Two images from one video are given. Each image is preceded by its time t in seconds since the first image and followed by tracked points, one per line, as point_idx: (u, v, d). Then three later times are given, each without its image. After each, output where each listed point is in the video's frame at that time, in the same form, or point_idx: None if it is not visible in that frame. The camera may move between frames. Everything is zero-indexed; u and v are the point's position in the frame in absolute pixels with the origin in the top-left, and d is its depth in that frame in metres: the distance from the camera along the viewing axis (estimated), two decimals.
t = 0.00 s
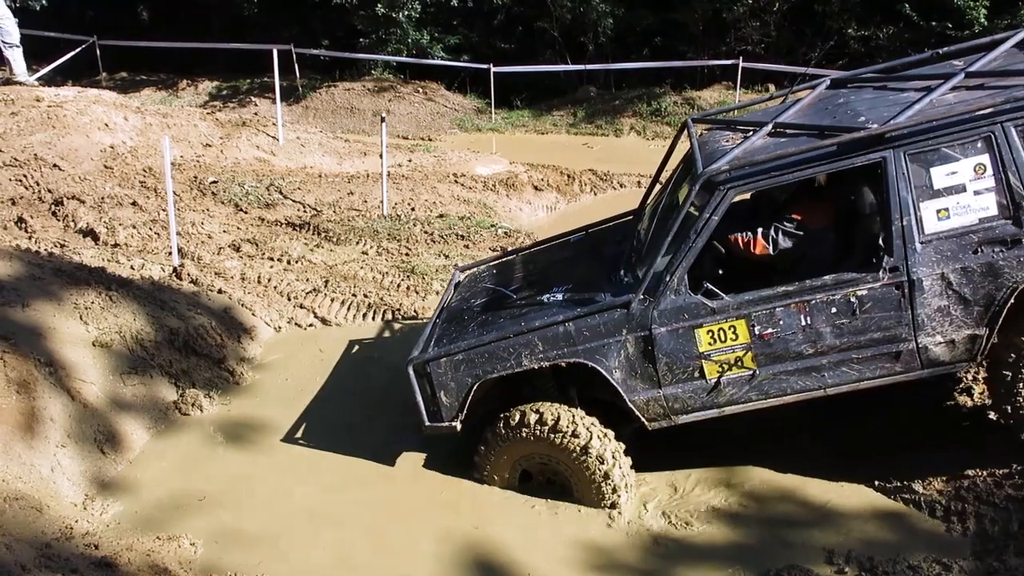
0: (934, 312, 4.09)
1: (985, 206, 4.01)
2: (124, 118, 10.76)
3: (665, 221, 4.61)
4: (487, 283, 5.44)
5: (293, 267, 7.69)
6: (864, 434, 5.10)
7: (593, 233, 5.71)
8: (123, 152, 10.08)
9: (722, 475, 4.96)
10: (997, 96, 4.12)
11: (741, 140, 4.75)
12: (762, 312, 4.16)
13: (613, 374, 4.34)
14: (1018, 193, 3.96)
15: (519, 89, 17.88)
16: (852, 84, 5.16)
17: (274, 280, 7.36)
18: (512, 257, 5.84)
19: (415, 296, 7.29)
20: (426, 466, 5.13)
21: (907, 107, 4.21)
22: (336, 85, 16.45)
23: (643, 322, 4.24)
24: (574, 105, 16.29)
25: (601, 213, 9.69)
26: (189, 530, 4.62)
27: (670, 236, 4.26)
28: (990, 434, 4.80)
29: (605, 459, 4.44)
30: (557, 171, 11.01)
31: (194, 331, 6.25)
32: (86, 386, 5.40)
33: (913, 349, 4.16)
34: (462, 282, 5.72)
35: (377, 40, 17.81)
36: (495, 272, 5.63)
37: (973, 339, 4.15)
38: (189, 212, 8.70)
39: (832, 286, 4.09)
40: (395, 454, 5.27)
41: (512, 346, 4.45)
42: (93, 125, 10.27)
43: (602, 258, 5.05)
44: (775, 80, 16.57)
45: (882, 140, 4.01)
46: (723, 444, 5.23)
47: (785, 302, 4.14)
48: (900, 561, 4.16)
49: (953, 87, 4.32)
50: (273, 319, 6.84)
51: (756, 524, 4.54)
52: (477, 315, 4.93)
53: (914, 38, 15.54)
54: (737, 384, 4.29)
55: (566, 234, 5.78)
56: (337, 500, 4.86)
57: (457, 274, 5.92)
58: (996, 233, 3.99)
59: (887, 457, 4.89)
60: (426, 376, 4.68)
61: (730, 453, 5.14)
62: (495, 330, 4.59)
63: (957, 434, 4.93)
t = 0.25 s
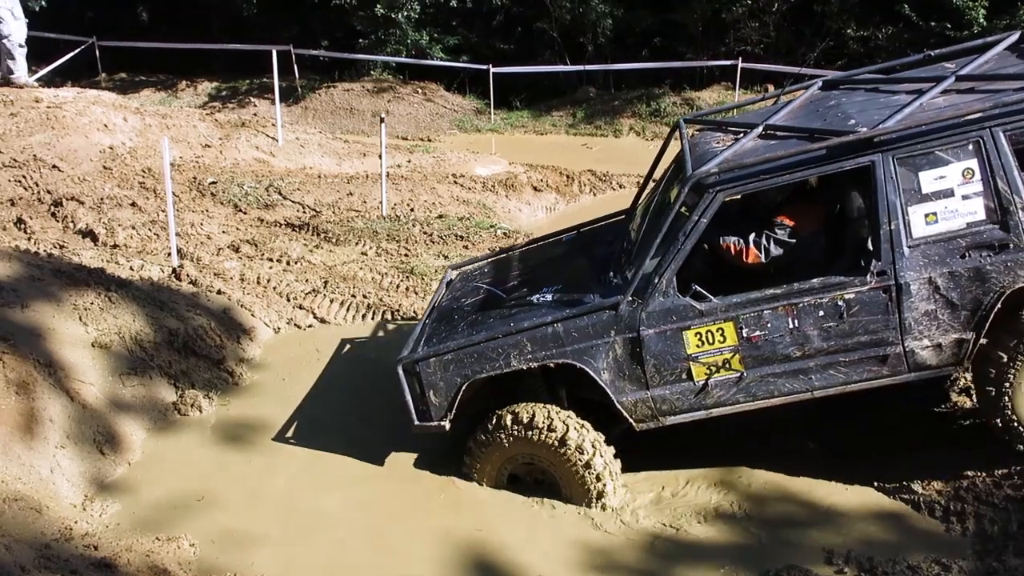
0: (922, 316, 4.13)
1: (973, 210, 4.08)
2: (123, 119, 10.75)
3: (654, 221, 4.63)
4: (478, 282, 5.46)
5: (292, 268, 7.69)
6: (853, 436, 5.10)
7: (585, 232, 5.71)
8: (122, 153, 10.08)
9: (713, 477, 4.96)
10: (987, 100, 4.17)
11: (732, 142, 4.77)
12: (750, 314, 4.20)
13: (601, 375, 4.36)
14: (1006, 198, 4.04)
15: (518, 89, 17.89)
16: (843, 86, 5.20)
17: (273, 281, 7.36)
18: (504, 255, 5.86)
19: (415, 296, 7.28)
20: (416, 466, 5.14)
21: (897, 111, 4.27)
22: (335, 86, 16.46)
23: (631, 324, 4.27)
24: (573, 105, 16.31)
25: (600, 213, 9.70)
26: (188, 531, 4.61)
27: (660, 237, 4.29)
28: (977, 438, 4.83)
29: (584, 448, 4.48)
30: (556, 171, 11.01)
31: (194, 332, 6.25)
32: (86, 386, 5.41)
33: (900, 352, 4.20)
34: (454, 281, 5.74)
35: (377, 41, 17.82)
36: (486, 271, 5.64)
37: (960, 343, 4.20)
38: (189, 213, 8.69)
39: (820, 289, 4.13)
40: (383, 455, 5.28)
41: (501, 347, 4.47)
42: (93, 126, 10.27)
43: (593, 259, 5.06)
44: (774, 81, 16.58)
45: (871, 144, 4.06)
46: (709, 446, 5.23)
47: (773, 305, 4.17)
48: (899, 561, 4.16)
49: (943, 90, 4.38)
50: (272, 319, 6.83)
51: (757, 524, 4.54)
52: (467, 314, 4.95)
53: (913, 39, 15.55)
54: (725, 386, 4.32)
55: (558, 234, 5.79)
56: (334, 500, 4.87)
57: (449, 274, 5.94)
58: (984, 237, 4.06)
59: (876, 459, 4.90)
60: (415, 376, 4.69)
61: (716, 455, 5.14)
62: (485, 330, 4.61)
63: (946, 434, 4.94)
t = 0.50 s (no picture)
0: (901, 322, 4.19)
1: (953, 217, 4.13)
2: (122, 119, 10.75)
3: (634, 224, 4.69)
4: (462, 281, 5.50)
5: (292, 269, 7.69)
6: (834, 439, 5.11)
7: (570, 231, 5.74)
8: (121, 154, 10.07)
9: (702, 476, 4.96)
10: (969, 107, 4.24)
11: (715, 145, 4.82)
12: (730, 319, 4.26)
13: (581, 378, 4.42)
14: (986, 206, 4.09)
15: (518, 90, 17.89)
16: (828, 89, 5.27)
17: (273, 281, 7.36)
18: (490, 252, 5.90)
19: (414, 296, 7.27)
20: (402, 465, 5.15)
21: (880, 117, 4.34)
22: (335, 86, 16.46)
23: (612, 327, 4.33)
24: (572, 106, 16.33)
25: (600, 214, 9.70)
26: (188, 532, 4.61)
27: (640, 241, 4.34)
28: (954, 444, 4.86)
29: (549, 438, 4.51)
30: (556, 172, 11.02)
31: (193, 332, 6.25)
32: (86, 386, 5.42)
33: (879, 358, 4.26)
34: (440, 279, 5.78)
35: (376, 42, 17.82)
36: (471, 270, 5.69)
37: (939, 349, 4.26)
38: (188, 213, 8.70)
39: (800, 295, 4.20)
40: (368, 455, 5.28)
41: (482, 348, 4.53)
42: (92, 126, 10.27)
43: (577, 259, 5.10)
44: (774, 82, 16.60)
45: (852, 151, 4.14)
46: (690, 448, 5.23)
47: (752, 310, 4.24)
48: (898, 562, 4.17)
49: (927, 95, 4.48)
50: (272, 320, 6.84)
51: (757, 525, 4.55)
52: (451, 314, 5.00)
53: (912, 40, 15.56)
54: (704, 390, 4.38)
55: (542, 233, 5.81)
56: (331, 499, 4.88)
57: (435, 272, 5.98)
58: (963, 245, 4.11)
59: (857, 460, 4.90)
60: (398, 375, 4.74)
61: (696, 456, 5.14)
62: (467, 331, 4.66)
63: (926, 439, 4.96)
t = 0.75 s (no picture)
0: (877, 329, 4.21)
1: (930, 225, 4.14)
2: (123, 120, 10.75)
3: (612, 228, 4.70)
4: (443, 282, 5.52)
5: (292, 269, 7.69)
6: (815, 445, 5.12)
7: (552, 232, 5.75)
8: (122, 154, 10.07)
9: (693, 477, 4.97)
10: (949, 116, 4.26)
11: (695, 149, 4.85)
12: (707, 324, 4.27)
13: (559, 381, 4.45)
14: (962, 214, 4.10)
15: (518, 91, 17.90)
16: (810, 91, 5.31)
17: (273, 282, 7.36)
18: (475, 250, 5.93)
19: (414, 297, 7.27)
20: (391, 465, 5.15)
21: (859, 123, 4.37)
22: (335, 87, 16.47)
23: (589, 332, 4.36)
24: (573, 107, 16.35)
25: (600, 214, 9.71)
26: (188, 533, 4.61)
27: (618, 246, 4.35)
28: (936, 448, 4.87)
29: (506, 431, 4.57)
30: (556, 172, 11.02)
31: (194, 333, 6.25)
32: (86, 386, 5.43)
33: (855, 364, 4.28)
34: (421, 279, 5.81)
35: (377, 42, 17.84)
36: (452, 270, 5.72)
37: (914, 356, 4.28)
38: (189, 214, 8.70)
39: (776, 301, 4.22)
40: (351, 454, 5.30)
41: (461, 351, 4.55)
42: (93, 127, 10.27)
43: (559, 261, 5.12)
44: (774, 82, 16.61)
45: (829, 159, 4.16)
46: (672, 451, 5.23)
47: (729, 316, 4.26)
48: (898, 563, 4.17)
49: (908, 100, 4.53)
50: (272, 320, 6.84)
51: (758, 526, 4.55)
52: (430, 315, 5.03)
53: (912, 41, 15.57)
54: (682, 394, 4.41)
55: (524, 233, 5.82)
56: (329, 500, 4.88)
57: (417, 272, 6.01)
58: (939, 253, 4.12)
59: (836, 464, 4.93)
60: (377, 377, 4.77)
61: (675, 460, 5.14)
62: (446, 333, 4.69)
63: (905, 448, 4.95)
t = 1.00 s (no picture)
0: (853, 337, 4.23)
1: (907, 234, 4.15)
2: (123, 121, 10.75)
3: (592, 231, 4.73)
4: (425, 281, 5.53)
5: (292, 270, 7.69)
6: (797, 446, 5.14)
7: (536, 233, 5.77)
8: (122, 155, 10.07)
9: (691, 478, 4.97)
10: (927, 125, 4.27)
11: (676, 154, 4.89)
12: (684, 330, 4.32)
13: (537, 385, 4.50)
14: (939, 224, 4.10)
15: (519, 92, 17.91)
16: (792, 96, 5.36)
17: (274, 283, 7.36)
18: (460, 250, 5.95)
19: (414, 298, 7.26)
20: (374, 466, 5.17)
21: (839, 131, 4.38)
22: (336, 88, 16.49)
23: (567, 336, 4.41)
24: (573, 108, 16.37)
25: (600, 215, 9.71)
26: (189, 533, 4.61)
27: (598, 251, 4.38)
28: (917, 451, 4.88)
29: (460, 426, 4.68)
30: (556, 173, 11.03)
31: (194, 333, 6.25)
32: (86, 387, 5.43)
33: (831, 371, 4.31)
34: (405, 277, 5.82)
35: (377, 44, 17.85)
36: (435, 269, 5.73)
37: (890, 365, 4.28)
38: (189, 215, 8.70)
39: (754, 308, 4.25)
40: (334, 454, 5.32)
41: (440, 353, 4.58)
42: (93, 128, 10.28)
43: (541, 263, 5.14)
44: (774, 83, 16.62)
45: (807, 167, 4.17)
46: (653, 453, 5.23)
47: (706, 322, 4.30)
48: (898, 564, 4.17)
49: (889, 107, 4.54)
50: (272, 321, 6.85)
51: (759, 526, 4.55)
52: (411, 316, 5.05)
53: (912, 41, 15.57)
54: (659, 399, 4.45)
55: (507, 233, 5.83)
56: (328, 501, 4.88)
57: (401, 270, 6.02)
58: (916, 262, 4.12)
59: (812, 466, 4.96)
60: (356, 378, 4.78)
61: (653, 462, 5.16)
62: (425, 335, 4.71)
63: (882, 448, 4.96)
